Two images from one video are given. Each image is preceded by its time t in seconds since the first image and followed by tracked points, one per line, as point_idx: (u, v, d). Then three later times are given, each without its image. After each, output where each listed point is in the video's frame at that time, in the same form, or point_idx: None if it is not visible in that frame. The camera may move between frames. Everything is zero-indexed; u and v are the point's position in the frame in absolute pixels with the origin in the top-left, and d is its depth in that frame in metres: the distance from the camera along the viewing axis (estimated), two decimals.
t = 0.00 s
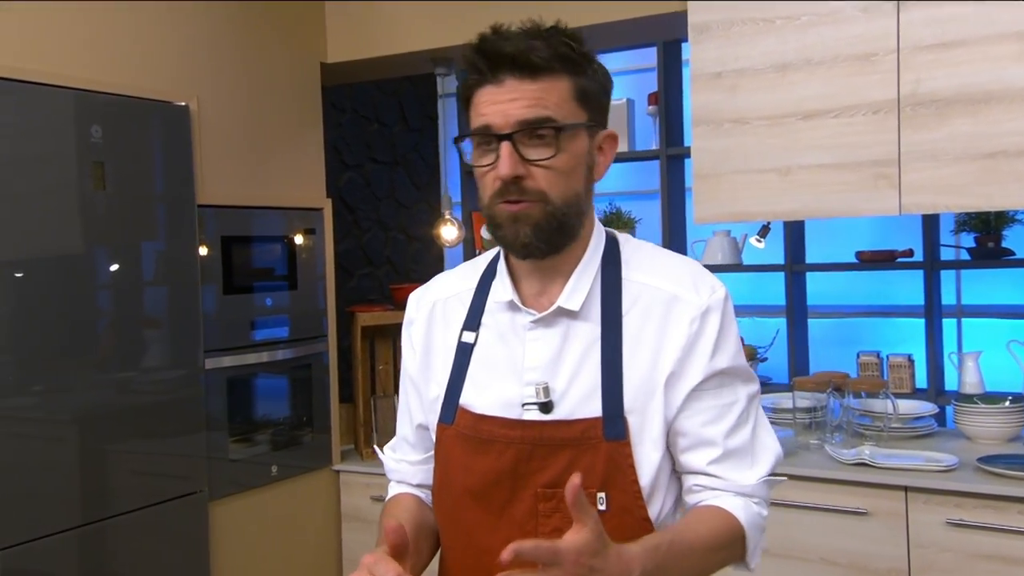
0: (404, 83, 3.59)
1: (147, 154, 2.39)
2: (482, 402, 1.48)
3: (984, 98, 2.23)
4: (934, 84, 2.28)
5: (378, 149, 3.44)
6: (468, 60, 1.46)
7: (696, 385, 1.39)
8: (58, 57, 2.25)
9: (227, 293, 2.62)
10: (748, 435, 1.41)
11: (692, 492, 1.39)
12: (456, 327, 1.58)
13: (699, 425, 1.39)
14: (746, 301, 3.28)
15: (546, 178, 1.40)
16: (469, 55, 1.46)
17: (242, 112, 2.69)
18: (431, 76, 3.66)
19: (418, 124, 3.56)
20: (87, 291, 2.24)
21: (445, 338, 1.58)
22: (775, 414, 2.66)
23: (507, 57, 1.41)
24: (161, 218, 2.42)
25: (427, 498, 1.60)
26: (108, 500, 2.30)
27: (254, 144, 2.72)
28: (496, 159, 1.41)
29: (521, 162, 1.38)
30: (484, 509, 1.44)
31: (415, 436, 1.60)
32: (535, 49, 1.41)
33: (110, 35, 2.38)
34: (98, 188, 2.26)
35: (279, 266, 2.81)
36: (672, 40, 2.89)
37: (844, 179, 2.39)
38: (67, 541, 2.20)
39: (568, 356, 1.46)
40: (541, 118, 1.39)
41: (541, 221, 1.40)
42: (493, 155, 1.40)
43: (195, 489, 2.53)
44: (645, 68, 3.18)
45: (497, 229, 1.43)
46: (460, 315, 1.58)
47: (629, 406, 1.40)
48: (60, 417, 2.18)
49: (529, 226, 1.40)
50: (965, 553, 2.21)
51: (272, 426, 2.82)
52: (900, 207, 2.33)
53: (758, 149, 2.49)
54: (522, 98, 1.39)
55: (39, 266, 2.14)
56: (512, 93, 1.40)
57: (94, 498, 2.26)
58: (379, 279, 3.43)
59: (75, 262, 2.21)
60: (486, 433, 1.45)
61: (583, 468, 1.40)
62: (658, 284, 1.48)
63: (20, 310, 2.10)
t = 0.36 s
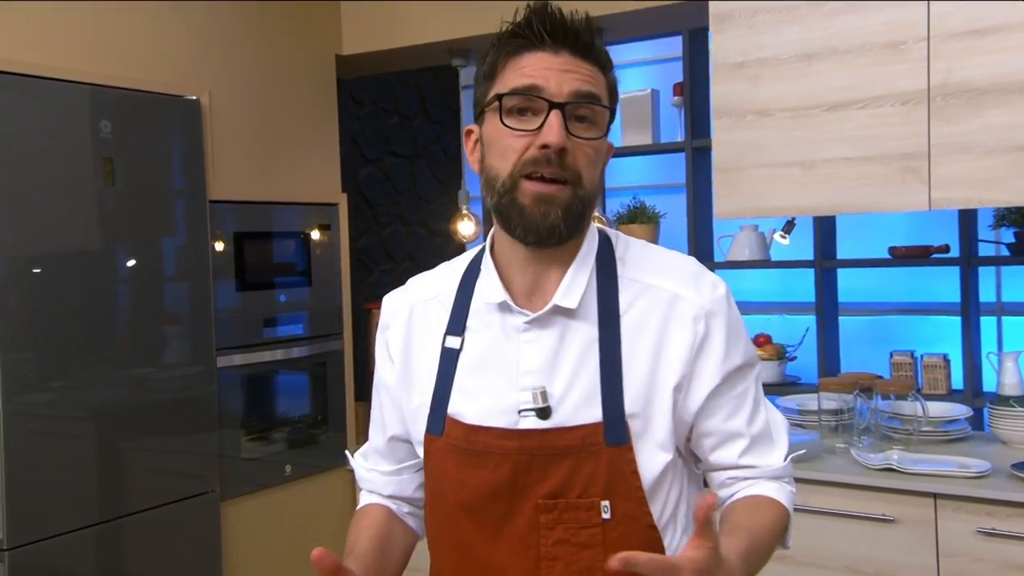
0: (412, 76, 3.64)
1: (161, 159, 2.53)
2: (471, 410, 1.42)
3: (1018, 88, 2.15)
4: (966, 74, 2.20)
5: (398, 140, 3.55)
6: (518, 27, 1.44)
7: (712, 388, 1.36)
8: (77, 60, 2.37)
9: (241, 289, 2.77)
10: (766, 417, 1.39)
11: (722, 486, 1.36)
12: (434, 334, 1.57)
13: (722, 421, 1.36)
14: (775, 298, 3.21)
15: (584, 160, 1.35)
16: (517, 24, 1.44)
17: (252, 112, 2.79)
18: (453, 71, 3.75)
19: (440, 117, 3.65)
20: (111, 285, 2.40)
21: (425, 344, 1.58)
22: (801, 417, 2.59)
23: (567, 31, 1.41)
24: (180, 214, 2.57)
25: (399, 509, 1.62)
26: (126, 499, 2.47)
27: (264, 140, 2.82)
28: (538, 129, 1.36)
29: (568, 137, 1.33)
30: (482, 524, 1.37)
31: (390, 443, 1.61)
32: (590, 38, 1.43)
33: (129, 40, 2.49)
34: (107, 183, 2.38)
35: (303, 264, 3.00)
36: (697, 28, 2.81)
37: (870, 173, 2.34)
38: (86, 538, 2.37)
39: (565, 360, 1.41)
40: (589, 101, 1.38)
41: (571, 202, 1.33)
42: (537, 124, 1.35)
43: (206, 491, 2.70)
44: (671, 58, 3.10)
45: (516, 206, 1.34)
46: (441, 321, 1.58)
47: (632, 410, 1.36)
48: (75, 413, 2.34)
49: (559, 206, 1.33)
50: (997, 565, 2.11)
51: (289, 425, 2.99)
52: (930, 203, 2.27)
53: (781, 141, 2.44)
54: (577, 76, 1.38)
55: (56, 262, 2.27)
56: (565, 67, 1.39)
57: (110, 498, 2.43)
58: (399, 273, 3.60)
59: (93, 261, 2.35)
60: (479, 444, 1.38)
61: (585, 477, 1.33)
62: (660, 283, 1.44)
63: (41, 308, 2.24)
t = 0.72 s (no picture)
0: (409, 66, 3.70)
1: (178, 158, 2.60)
2: (475, 421, 1.29)
3: None
4: (999, 61, 2.11)
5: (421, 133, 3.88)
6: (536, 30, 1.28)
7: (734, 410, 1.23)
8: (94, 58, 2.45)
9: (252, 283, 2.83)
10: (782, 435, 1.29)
11: (732, 507, 1.27)
12: (444, 338, 1.43)
13: (737, 444, 1.24)
14: (807, 294, 3.06)
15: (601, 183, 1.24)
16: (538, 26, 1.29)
17: (263, 108, 2.85)
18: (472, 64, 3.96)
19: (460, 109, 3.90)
20: (129, 277, 2.49)
21: (432, 348, 1.44)
22: (828, 418, 2.52)
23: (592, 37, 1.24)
24: (202, 206, 2.67)
25: (408, 523, 1.49)
26: (142, 497, 2.55)
27: (276, 131, 2.89)
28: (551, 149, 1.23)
29: (582, 160, 1.21)
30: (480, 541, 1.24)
31: (397, 451, 1.48)
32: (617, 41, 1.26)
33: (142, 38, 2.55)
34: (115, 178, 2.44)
35: (319, 257, 3.05)
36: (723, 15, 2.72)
37: (899, 165, 2.26)
38: (102, 536, 2.45)
39: (579, 373, 1.27)
40: (609, 115, 1.24)
41: (586, 230, 1.23)
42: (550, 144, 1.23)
43: (215, 490, 2.74)
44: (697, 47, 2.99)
45: (529, 233, 1.24)
46: (450, 323, 1.44)
47: (646, 428, 1.23)
48: (91, 410, 2.41)
49: (574, 234, 1.22)
50: None
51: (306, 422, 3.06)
52: (962, 197, 2.18)
53: (807, 133, 2.36)
54: (598, 86, 1.23)
55: (74, 256, 2.36)
56: (586, 81, 1.23)
57: (124, 497, 2.51)
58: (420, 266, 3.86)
59: (112, 256, 2.44)
60: (483, 458, 1.24)
61: (595, 497, 1.19)
62: (680, 295, 1.29)
63: (58, 303, 2.32)
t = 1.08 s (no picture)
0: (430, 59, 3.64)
1: (193, 154, 2.58)
2: (452, 426, 1.28)
3: None
4: None
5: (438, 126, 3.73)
6: (477, 40, 1.26)
7: (711, 434, 1.16)
8: (108, 53, 2.43)
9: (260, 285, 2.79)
10: (779, 470, 1.20)
11: (718, 540, 1.19)
12: (434, 338, 1.37)
13: (722, 471, 1.17)
14: (834, 293, 2.95)
15: (540, 193, 1.20)
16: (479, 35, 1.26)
17: (275, 101, 2.82)
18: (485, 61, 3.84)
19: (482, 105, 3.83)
20: (146, 274, 2.48)
21: (423, 345, 1.38)
22: (852, 423, 2.43)
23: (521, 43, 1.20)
24: (219, 200, 2.66)
25: (405, 521, 1.41)
26: (157, 496, 2.54)
27: (288, 127, 2.86)
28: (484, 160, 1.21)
29: (511, 172, 1.18)
30: (451, 546, 1.25)
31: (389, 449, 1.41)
32: (553, 43, 1.20)
33: (156, 34, 2.53)
34: (123, 174, 2.41)
35: (332, 253, 3.02)
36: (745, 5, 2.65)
37: (925, 161, 2.19)
38: (115, 536, 2.43)
39: (554, 381, 1.25)
40: (541, 122, 1.19)
41: (526, 243, 1.20)
42: (480, 156, 1.20)
43: (228, 490, 2.71)
44: (721, 37, 2.88)
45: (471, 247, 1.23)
46: (441, 321, 1.38)
47: (618, 445, 1.20)
48: (106, 408, 2.40)
49: (511, 248, 1.20)
50: None
51: (320, 421, 3.04)
52: (990, 194, 2.11)
53: (827, 126, 2.29)
54: (524, 97, 1.18)
55: (88, 251, 2.34)
56: (511, 89, 1.19)
57: (139, 495, 2.49)
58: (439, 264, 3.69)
59: (127, 252, 2.43)
60: (456, 460, 1.25)
61: (563, 509, 1.19)
62: (662, 309, 1.23)
63: (72, 300, 2.31)
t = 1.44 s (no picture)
0: (457, 54, 3.59)
1: (215, 152, 2.56)
2: (442, 438, 1.28)
3: None
4: None
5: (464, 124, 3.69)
6: (504, 22, 1.28)
7: (701, 438, 1.17)
8: (129, 50, 2.42)
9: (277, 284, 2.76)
10: (770, 482, 1.20)
11: (710, 552, 1.19)
12: (414, 353, 1.40)
13: (710, 482, 1.17)
14: (869, 292, 2.86)
15: (548, 182, 1.22)
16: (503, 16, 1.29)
17: (294, 100, 2.80)
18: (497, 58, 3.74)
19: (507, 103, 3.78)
20: (170, 273, 2.46)
21: (402, 361, 1.41)
22: (882, 430, 2.34)
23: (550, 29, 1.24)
24: (238, 200, 2.63)
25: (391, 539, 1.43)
26: (176, 497, 2.52)
27: (308, 126, 2.84)
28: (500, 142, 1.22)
29: (527, 155, 1.20)
30: (436, 566, 1.24)
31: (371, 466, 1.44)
32: (582, 36, 1.24)
33: (176, 32, 2.52)
34: (138, 173, 2.38)
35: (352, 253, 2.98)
36: None
37: (957, 161, 2.11)
38: (136, 538, 2.42)
39: (539, 394, 1.26)
40: (563, 111, 1.22)
41: (527, 227, 1.21)
42: (498, 136, 1.22)
43: (245, 493, 2.68)
44: (750, 32, 2.82)
45: (471, 225, 1.23)
46: (421, 337, 1.41)
47: (608, 456, 1.19)
48: (126, 409, 2.38)
49: (511, 229, 1.20)
50: None
51: (340, 424, 3.02)
52: None
53: (858, 125, 2.24)
54: (553, 82, 1.22)
55: (113, 250, 2.34)
56: (539, 73, 1.22)
57: (159, 497, 2.48)
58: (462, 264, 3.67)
59: (148, 251, 2.41)
60: (440, 478, 1.24)
61: (552, 524, 1.19)
62: (652, 316, 1.24)
63: (95, 301, 2.31)
